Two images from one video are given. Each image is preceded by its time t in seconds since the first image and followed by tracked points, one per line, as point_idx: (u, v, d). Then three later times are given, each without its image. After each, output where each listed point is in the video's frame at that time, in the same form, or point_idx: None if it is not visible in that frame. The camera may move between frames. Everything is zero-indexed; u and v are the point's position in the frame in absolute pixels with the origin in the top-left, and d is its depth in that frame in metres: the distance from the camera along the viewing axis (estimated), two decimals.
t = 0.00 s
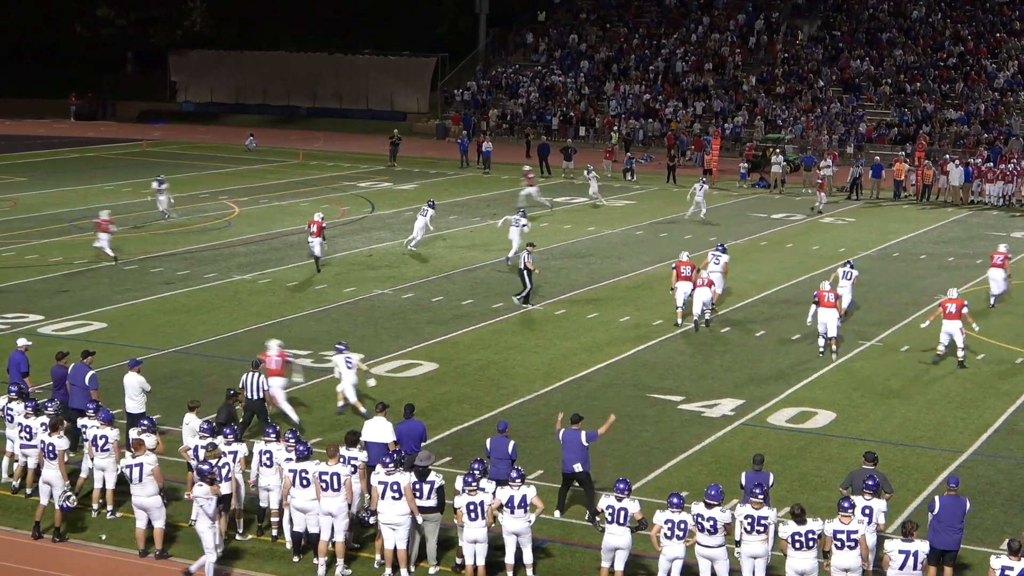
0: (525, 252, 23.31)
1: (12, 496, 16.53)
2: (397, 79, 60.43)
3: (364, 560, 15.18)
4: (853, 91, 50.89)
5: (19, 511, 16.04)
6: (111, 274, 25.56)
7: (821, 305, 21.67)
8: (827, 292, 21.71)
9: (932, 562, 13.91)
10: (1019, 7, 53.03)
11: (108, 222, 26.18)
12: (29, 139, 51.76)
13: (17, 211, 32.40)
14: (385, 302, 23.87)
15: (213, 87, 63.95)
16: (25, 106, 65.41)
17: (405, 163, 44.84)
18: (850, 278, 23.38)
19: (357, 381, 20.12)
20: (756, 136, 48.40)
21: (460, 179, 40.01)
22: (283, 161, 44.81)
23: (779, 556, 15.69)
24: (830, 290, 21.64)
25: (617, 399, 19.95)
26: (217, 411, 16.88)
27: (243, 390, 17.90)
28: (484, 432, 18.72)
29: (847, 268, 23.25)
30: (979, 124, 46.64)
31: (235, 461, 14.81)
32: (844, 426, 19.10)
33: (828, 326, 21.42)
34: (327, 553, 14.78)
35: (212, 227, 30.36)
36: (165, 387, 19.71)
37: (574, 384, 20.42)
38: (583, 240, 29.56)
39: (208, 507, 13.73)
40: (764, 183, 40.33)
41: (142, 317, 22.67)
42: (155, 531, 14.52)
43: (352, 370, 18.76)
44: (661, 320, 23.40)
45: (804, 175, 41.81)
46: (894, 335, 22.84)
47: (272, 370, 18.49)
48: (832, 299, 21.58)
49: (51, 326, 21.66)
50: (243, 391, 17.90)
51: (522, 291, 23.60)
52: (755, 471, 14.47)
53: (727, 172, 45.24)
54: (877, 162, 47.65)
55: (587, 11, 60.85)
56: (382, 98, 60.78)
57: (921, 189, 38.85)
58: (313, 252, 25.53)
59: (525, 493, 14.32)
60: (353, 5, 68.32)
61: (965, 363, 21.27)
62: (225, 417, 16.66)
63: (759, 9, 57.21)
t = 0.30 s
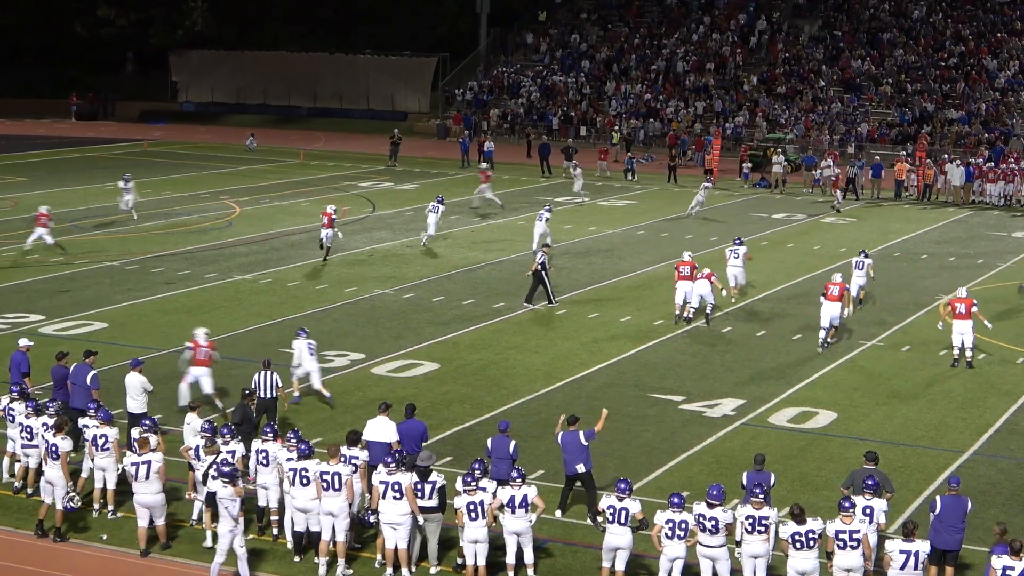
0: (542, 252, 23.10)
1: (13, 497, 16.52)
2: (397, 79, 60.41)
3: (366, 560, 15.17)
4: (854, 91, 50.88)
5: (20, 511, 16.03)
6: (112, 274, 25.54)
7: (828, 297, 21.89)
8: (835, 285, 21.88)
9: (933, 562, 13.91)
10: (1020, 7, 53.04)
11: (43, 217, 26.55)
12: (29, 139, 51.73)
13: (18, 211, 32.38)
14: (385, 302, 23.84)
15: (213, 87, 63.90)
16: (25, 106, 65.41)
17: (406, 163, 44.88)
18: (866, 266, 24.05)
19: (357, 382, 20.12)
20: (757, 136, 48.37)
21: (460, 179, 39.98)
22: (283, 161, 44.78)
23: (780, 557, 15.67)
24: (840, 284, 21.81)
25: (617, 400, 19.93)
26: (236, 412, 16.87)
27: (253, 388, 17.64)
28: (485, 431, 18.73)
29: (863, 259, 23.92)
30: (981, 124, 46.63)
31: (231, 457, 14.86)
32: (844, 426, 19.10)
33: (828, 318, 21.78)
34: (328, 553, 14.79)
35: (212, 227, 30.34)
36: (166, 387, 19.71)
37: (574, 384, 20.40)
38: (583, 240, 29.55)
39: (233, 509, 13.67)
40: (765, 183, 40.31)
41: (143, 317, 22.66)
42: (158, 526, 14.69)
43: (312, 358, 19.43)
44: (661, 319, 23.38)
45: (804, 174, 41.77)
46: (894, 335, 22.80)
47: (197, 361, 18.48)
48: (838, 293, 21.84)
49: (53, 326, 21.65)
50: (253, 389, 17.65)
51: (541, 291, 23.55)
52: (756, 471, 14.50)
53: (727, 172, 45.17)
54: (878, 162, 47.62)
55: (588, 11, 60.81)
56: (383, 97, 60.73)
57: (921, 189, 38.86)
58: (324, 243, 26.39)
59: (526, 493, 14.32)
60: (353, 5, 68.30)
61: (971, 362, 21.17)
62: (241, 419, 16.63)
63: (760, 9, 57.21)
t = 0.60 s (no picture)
0: (537, 252, 23.25)
1: None
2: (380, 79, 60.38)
3: (345, 560, 15.19)
4: (835, 91, 50.80)
5: None
6: (91, 274, 25.50)
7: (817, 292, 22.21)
8: (828, 282, 22.18)
9: (911, 560, 13.95)
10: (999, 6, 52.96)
11: None
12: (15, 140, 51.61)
13: None
14: (365, 302, 23.83)
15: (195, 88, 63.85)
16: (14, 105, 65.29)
17: (388, 163, 44.88)
18: (861, 259, 24.72)
19: (335, 381, 20.12)
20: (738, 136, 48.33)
21: (441, 179, 39.97)
22: (265, 161, 44.75)
23: (756, 556, 15.69)
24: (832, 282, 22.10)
25: (596, 399, 19.93)
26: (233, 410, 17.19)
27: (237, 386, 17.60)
28: (464, 431, 18.74)
29: (857, 251, 24.50)
30: (961, 124, 46.49)
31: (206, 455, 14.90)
32: (822, 425, 19.12)
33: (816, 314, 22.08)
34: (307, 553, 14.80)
35: (192, 227, 30.31)
36: (144, 387, 19.71)
37: (553, 383, 20.40)
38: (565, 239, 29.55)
39: (233, 509, 14.01)
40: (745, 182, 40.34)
41: (121, 317, 22.63)
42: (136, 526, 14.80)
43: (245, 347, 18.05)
44: (641, 319, 23.40)
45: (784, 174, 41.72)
46: (874, 333, 22.82)
47: (105, 350, 18.52)
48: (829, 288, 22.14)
49: (30, 326, 21.64)
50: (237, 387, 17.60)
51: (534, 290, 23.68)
52: (736, 470, 14.52)
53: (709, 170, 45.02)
54: (858, 161, 47.54)
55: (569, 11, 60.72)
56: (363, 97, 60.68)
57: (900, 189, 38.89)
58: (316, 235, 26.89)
59: (504, 493, 14.32)
60: (345, 4, 68.05)
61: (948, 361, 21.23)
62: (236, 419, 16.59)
63: (741, 10, 57.19)
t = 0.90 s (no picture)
0: (498, 247, 23.39)
1: None
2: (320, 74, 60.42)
3: (292, 559, 15.19)
4: (779, 88, 50.90)
5: None
6: (33, 273, 25.28)
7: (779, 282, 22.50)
8: (787, 271, 22.39)
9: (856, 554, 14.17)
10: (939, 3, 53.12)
11: None
12: None
13: None
14: (311, 300, 23.74)
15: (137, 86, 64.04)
16: None
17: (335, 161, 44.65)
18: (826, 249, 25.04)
19: (282, 380, 20.07)
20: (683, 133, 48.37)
21: (389, 176, 39.93)
22: (210, 160, 44.59)
23: (698, 553, 15.73)
24: (791, 271, 22.38)
25: (542, 397, 19.93)
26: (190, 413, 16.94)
27: (173, 385, 17.60)
28: (412, 429, 18.76)
29: (823, 241, 24.66)
30: (903, 121, 46.63)
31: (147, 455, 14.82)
32: (768, 420, 19.23)
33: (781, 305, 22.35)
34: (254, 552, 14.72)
35: (138, 226, 30.12)
36: (90, 386, 19.58)
37: (500, 381, 20.43)
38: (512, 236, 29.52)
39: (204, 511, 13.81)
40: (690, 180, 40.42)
41: (63, 317, 22.47)
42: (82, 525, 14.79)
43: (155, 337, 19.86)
44: (587, 315, 23.46)
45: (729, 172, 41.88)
46: (819, 328, 22.99)
47: None
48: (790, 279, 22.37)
49: None
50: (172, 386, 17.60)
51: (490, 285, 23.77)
52: (683, 466, 14.57)
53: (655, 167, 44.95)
54: (801, 159, 47.62)
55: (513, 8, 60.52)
56: (306, 94, 60.77)
57: (844, 186, 39.12)
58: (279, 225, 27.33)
59: (452, 490, 14.30)
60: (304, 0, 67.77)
61: (890, 355, 21.44)
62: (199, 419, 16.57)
63: (685, 7, 57.14)
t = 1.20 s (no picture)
0: (456, 245, 23.58)
1: None
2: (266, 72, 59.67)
3: (238, 559, 15.12)
4: (722, 85, 51.05)
5: None
6: None
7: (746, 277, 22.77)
8: (757, 266, 22.76)
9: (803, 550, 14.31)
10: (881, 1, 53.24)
11: None
12: None
13: None
14: (256, 298, 23.66)
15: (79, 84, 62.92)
16: None
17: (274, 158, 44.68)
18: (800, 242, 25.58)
19: (227, 379, 19.98)
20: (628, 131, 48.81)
21: (333, 174, 39.89)
22: (152, 158, 44.35)
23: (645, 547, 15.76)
24: (760, 266, 22.72)
25: (488, 394, 19.92)
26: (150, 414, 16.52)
27: (109, 385, 17.55)
28: (358, 427, 18.71)
29: (798, 234, 25.31)
30: (846, 117, 46.82)
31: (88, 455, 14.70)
32: (713, 416, 19.28)
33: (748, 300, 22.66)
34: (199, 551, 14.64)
35: (82, 225, 29.94)
36: (32, 386, 19.41)
37: (446, 379, 20.40)
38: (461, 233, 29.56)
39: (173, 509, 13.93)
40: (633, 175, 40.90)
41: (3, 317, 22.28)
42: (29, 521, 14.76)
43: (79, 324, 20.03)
44: (533, 312, 23.47)
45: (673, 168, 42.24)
46: (764, 324, 23.10)
47: None
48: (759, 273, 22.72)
49: None
50: (109, 387, 17.55)
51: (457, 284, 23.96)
52: (630, 462, 14.61)
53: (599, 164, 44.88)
54: (745, 155, 47.77)
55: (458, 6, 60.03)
56: (252, 91, 59.95)
57: (787, 182, 39.34)
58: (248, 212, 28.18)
59: (401, 488, 14.19)
60: None
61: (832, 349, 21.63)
62: (157, 419, 16.10)
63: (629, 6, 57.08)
